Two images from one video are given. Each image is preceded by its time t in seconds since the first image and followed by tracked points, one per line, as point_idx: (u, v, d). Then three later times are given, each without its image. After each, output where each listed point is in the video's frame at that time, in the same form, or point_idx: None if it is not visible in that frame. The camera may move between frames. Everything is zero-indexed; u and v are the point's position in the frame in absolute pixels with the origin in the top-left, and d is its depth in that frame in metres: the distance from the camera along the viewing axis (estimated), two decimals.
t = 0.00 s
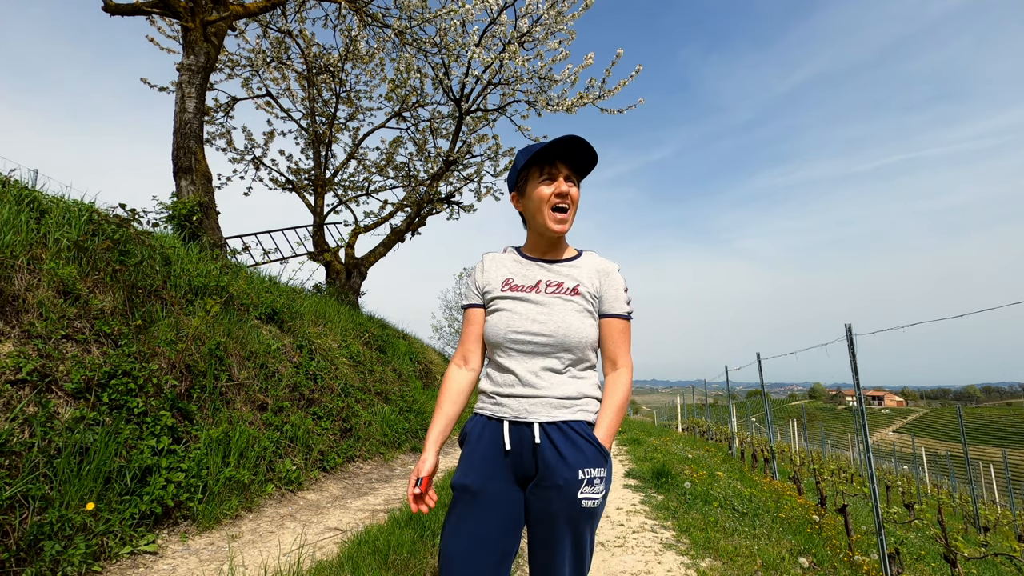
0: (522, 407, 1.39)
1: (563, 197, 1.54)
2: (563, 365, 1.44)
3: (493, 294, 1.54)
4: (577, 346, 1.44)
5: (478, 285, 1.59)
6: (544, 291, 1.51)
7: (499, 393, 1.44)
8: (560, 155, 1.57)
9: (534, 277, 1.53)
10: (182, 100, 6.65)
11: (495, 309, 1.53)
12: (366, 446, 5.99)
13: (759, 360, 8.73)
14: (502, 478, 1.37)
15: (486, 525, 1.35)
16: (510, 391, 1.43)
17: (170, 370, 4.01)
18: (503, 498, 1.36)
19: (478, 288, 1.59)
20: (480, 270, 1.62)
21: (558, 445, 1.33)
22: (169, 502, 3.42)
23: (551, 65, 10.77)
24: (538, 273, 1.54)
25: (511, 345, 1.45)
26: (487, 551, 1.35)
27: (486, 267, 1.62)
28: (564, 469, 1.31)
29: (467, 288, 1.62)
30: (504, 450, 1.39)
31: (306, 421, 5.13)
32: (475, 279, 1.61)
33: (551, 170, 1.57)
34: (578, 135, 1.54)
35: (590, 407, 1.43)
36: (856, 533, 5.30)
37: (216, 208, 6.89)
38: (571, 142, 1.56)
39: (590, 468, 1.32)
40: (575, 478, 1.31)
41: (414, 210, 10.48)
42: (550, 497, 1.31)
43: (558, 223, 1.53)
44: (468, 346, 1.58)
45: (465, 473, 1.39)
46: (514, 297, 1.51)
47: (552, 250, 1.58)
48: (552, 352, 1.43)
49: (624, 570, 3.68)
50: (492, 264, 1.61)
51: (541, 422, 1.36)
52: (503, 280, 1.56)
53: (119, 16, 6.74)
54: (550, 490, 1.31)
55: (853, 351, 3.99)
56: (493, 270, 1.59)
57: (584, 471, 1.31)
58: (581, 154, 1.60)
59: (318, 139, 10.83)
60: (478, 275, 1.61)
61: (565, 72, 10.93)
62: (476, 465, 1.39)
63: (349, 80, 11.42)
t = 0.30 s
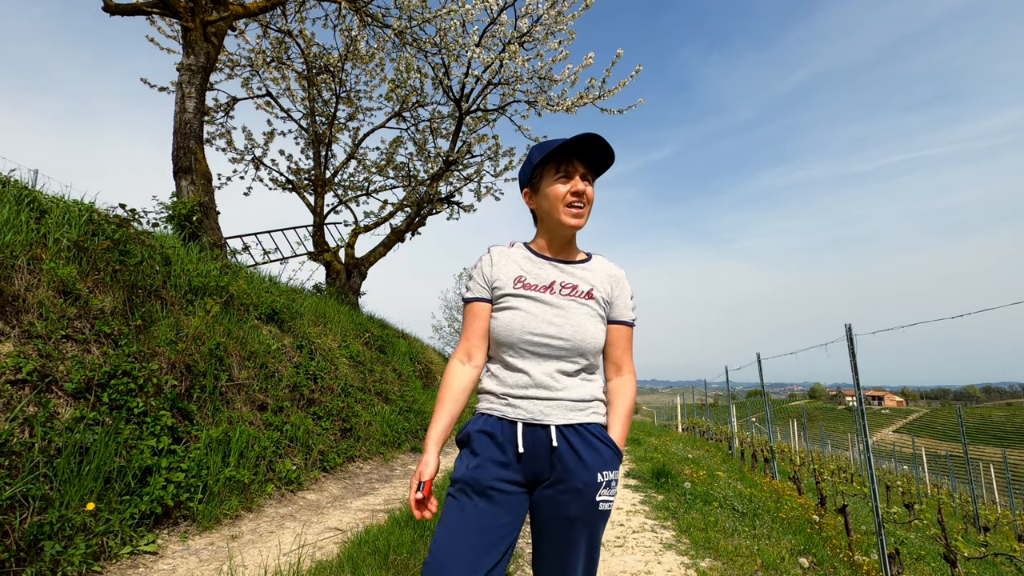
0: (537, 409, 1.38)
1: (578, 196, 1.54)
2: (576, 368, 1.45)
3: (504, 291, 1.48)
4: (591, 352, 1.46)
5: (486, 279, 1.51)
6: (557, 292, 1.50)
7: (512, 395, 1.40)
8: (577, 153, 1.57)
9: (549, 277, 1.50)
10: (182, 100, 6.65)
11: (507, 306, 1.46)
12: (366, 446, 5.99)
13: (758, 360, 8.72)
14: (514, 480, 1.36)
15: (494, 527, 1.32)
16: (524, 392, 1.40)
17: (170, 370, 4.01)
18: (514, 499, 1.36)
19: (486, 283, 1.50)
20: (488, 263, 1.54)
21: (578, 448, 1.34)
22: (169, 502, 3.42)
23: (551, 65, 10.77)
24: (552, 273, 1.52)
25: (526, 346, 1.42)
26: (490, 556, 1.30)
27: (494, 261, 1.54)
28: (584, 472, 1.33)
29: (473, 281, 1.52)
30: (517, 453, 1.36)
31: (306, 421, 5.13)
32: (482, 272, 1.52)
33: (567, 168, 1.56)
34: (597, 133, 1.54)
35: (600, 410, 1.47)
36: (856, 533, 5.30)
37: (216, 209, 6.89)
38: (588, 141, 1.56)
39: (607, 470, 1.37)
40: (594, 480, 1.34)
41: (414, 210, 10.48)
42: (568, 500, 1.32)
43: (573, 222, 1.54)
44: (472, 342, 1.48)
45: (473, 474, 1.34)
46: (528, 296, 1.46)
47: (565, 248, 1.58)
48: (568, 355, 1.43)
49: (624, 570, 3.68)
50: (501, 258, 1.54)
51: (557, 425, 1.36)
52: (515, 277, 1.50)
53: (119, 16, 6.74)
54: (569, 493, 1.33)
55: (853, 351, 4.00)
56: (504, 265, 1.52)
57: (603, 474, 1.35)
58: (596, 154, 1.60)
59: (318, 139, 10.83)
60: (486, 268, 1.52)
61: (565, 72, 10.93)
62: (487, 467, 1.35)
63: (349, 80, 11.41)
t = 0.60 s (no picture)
0: (541, 411, 1.38)
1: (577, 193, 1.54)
2: (579, 368, 1.45)
3: (503, 292, 1.47)
4: (593, 351, 1.45)
5: (484, 280, 1.50)
6: (556, 291, 1.48)
7: (514, 396, 1.40)
8: (575, 152, 1.58)
9: (547, 277, 1.49)
10: (182, 100, 6.65)
11: (506, 308, 1.46)
12: (366, 446, 5.99)
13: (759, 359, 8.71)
14: (517, 481, 1.36)
15: (496, 527, 1.32)
16: (527, 395, 1.40)
17: (170, 370, 4.01)
18: (517, 499, 1.36)
19: (484, 284, 1.49)
20: (485, 262, 1.52)
21: (583, 450, 1.34)
22: (169, 502, 3.42)
23: (551, 66, 10.77)
24: (551, 272, 1.50)
25: (527, 349, 1.42)
26: (489, 554, 1.30)
27: (492, 260, 1.52)
28: (590, 474, 1.33)
29: (470, 282, 1.51)
30: (520, 454, 1.36)
31: (306, 421, 5.13)
32: (480, 273, 1.51)
33: (565, 166, 1.56)
34: (595, 131, 1.55)
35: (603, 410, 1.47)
36: (856, 533, 5.30)
37: (216, 208, 6.89)
38: (587, 141, 1.58)
39: (613, 472, 1.37)
40: (600, 482, 1.34)
41: (414, 210, 10.48)
42: (573, 502, 1.33)
43: (571, 219, 1.53)
44: (474, 344, 1.47)
45: (474, 477, 1.34)
46: (527, 297, 1.45)
47: (563, 247, 1.56)
48: (570, 355, 1.43)
49: (624, 570, 3.68)
50: (498, 258, 1.52)
51: (560, 426, 1.36)
52: (513, 277, 1.49)
53: (119, 16, 6.74)
54: (575, 494, 1.33)
55: (853, 351, 4.00)
56: (501, 265, 1.50)
57: (609, 476, 1.35)
58: (592, 154, 1.61)
59: (318, 139, 10.83)
60: (484, 268, 1.51)
61: (565, 72, 10.93)
62: (489, 469, 1.35)
63: (350, 80, 11.40)
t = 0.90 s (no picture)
0: (539, 413, 1.38)
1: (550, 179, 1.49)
2: (575, 369, 1.43)
3: (491, 297, 1.46)
4: (587, 352, 1.43)
5: (471, 285, 1.49)
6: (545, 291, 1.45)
7: (512, 400, 1.42)
8: (551, 142, 1.55)
9: (534, 278, 1.46)
10: (182, 100, 6.65)
11: (495, 313, 1.45)
12: (366, 446, 5.99)
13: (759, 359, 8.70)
14: (519, 483, 1.37)
15: (501, 530, 1.33)
16: (524, 398, 1.40)
17: (170, 370, 4.01)
18: (520, 503, 1.37)
19: (472, 289, 1.49)
20: (471, 267, 1.51)
21: (581, 453, 1.34)
22: (169, 502, 3.42)
23: (551, 66, 10.77)
24: (536, 272, 1.47)
25: (519, 355, 1.41)
26: (497, 557, 1.31)
27: (478, 264, 1.51)
28: (589, 475, 1.33)
29: (458, 288, 1.51)
30: (520, 455, 1.37)
31: (306, 421, 5.12)
32: (467, 278, 1.50)
33: (540, 156, 1.54)
34: (562, 114, 1.53)
35: (603, 408, 1.46)
36: (856, 533, 5.30)
37: (216, 208, 6.89)
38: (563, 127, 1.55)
39: (612, 473, 1.36)
40: (599, 483, 1.33)
41: (414, 210, 10.48)
42: (573, 504, 1.33)
43: (545, 205, 1.47)
44: (467, 351, 1.49)
45: (479, 482, 1.37)
46: (515, 302, 1.44)
47: (543, 237, 1.50)
48: (564, 358, 1.41)
49: (624, 570, 3.68)
50: (484, 260, 1.51)
51: (558, 428, 1.36)
52: (500, 280, 1.48)
53: (119, 16, 6.74)
54: (574, 496, 1.33)
55: (853, 351, 4.00)
56: (487, 270, 1.49)
57: (608, 478, 1.35)
58: (573, 141, 1.57)
59: (318, 139, 10.83)
60: (470, 274, 1.50)
61: (565, 72, 10.93)
62: (491, 472, 1.37)
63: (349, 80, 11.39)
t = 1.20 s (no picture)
0: (527, 416, 1.39)
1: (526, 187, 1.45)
2: (561, 374, 1.42)
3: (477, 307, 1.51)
4: (570, 358, 1.40)
5: (458, 294, 1.55)
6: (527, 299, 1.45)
7: (504, 404, 1.45)
8: (531, 147, 1.48)
9: (515, 287, 1.47)
10: (182, 100, 6.65)
11: (480, 322, 1.50)
12: (366, 446, 5.99)
13: (759, 359, 8.70)
14: (514, 484, 1.39)
15: (499, 528, 1.35)
16: (514, 402, 1.43)
17: (170, 370, 4.01)
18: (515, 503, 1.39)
19: (460, 298, 1.54)
20: (457, 276, 1.56)
21: (569, 456, 1.33)
22: (169, 502, 3.43)
23: (551, 66, 10.77)
24: (518, 281, 1.47)
25: (504, 363, 1.44)
26: (498, 553, 1.34)
27: (463, 273, 1.55)
28: (576, 478, 1.31)
29: (448, 297, 1.57)
30: (512, 456, 1.39)
31: (306, 421, 5.13)
32: (455, 287, 1.55)
33: (520, 162, 1.49)
34: (539, 119, 1.46)
35: (593, 411, 1.43)
36: (856, 533, 5.30)
37: (216, 209, 6.89)
38: (544, 131, 1.47)
39: (600, 477, 1.33)
40: (586, 487, 1.31)
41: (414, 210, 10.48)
42: (562, 506, 1.32)
43: (519, 214, 1.43)
44: (462, 358, 1.55)
45: (475, 481, 1.40)
46: (497, 311, 1.46)
47: (522, 248, 1.46)
48: (547, 364, 1.40)
49: (624, 570, 3.69)
50: (469, 269, 1.55)
51: (546, 431, 1.36)
52: (485, 289, 1.51)
53: (119, 16, 6.74)
54: (563, 499, 1.32)
55: (853, 351, 3.99)
56: (473, 279, 1.53)
57: (595, 481, 1.32)
58: (556, 146, 1.49)
59: (318, 139, 10.83)
60: (457, 283, 1.55)
61: (565, 72, 10.93)
62: (488, 472, 1.40)
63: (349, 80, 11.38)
